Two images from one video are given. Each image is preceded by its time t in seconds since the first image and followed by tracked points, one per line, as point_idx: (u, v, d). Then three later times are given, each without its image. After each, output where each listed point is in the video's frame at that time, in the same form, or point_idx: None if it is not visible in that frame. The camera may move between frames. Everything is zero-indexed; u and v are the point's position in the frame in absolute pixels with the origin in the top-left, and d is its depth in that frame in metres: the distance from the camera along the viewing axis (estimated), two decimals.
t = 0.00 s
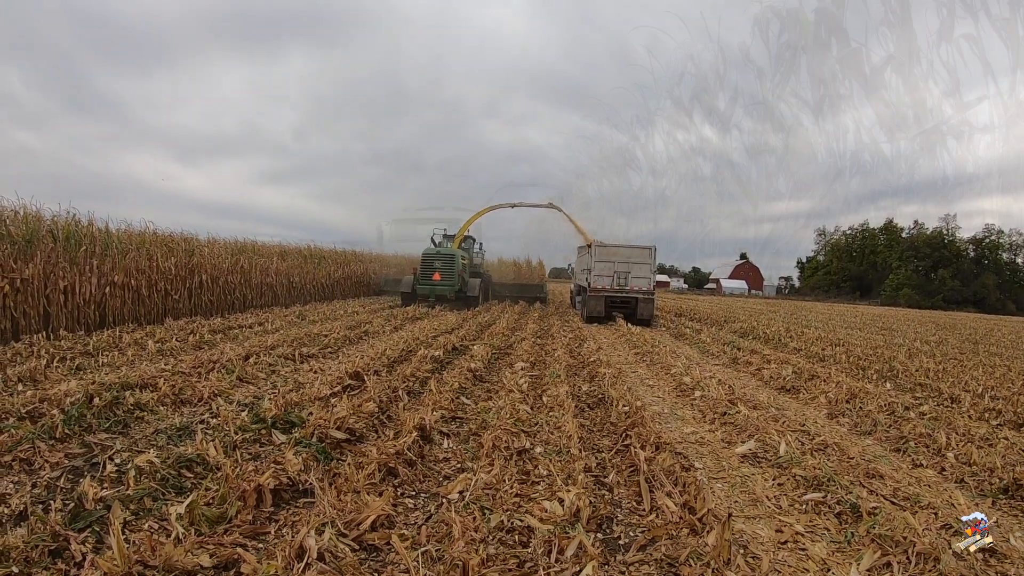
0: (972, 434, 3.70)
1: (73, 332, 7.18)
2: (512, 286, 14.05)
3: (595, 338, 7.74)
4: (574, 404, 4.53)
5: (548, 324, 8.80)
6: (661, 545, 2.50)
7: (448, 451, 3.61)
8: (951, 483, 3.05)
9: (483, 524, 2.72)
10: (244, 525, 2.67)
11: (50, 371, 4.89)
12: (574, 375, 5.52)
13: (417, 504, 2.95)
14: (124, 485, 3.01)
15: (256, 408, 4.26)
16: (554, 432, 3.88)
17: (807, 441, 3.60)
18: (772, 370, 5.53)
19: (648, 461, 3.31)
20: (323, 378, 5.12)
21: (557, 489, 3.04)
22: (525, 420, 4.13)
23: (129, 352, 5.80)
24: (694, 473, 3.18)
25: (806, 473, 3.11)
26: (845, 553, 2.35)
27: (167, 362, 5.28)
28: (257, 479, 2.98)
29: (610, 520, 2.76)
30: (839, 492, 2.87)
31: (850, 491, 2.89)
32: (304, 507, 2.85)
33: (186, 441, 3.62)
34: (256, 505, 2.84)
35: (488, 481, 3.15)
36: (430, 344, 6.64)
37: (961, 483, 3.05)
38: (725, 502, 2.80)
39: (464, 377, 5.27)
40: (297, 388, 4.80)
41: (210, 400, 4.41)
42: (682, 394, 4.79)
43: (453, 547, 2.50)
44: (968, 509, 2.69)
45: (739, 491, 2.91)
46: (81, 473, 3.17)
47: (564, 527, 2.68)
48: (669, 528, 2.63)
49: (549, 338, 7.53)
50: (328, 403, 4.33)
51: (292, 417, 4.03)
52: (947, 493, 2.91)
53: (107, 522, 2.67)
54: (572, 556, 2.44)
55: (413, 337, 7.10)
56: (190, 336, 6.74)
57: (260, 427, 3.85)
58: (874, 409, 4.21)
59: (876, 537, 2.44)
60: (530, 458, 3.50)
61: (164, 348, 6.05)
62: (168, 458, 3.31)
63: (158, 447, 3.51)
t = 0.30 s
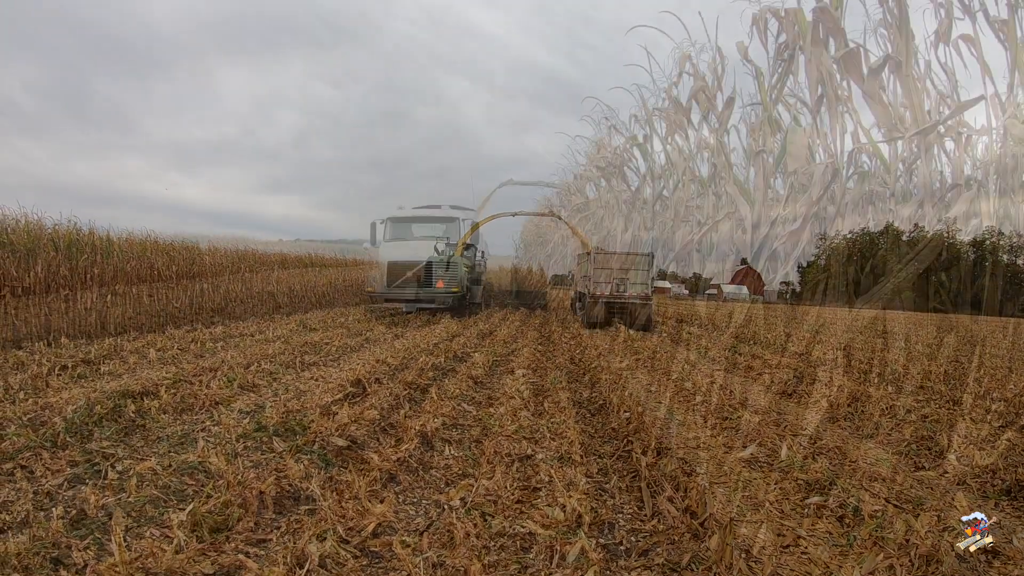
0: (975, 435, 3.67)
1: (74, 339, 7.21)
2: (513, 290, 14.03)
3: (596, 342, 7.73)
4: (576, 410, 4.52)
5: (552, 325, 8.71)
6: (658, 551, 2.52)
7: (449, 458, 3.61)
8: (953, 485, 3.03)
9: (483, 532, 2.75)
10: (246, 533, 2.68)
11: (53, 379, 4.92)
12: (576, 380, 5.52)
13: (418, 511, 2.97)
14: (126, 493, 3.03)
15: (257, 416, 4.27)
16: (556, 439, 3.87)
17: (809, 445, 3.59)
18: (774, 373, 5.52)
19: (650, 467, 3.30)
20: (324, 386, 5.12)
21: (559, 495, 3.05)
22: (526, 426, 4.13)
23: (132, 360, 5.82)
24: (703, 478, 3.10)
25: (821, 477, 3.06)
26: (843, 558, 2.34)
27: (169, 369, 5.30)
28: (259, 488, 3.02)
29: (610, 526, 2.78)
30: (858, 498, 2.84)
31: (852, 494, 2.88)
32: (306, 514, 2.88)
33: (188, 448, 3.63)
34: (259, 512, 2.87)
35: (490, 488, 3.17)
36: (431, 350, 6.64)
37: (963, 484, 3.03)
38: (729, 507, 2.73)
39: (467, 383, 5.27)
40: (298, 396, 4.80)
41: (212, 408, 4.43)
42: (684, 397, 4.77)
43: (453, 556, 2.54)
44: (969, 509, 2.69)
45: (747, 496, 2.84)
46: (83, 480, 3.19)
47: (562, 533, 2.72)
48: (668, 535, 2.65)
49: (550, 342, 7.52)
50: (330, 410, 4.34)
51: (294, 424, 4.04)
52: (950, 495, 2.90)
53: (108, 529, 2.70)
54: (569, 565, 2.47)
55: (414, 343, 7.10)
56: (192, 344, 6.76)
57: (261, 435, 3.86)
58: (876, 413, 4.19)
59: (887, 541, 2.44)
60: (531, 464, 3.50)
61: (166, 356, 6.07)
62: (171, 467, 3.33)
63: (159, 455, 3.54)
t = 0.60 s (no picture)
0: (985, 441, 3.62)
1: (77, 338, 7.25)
2: (511, 288, 14.00)
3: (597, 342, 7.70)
4: (572, 416, 4.49)
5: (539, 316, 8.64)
6: (651, 550, 2.72)
7: (446, 456, 3.58)
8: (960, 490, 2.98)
9: (483, 533, 2.81)
10: (245, 535, 2.68)
11: (50, 379, 4.91)
12: (574, 380, 5.48)
13: (414, 512, 2.95)
14: (126, 494, 3.05)
15: (254, 417, 4.24)
16: (558, 443, 3.86)
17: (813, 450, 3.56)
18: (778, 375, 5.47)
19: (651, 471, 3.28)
20: (320, 387, 5.09)
21: (559, 498, 3.10)
22: (524, 427, 4.10)
23: (134, 360, 5.83)
24: (673, 444, 2.78)
25: (898, 462, 1.61)
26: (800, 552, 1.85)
27: (166, 369, 5.28)
28: (260, 493, 3.03)
29: (607, 525, 2.88)
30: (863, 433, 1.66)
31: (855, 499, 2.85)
32: (305, 512, 2.88)
33: (190, 450, 3.64)
34: (259, 509, 2.90)
35: (492, 492, 3.21)
36: (428, 349, 6.61)
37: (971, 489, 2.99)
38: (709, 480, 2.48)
39: (464, 383, 5.23)
40: (295, 397, 4.77)
41: (209, 409, 4.40)
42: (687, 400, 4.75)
43: (451, 557, 2.58)
44: None
45: (707, 443, 2.45)
46: (84, 479, 3.20)
47: (562, 535, 2.77)
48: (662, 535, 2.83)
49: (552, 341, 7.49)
50: (326, 411, 4.30)
51: (290, 425, 4.01)
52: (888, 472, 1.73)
53: (106, 530, 2.71)
54: (568, 566, 2.53)
55: (411, 343, 7.07)
56: (189, 342, 6.75)
57: (258, 437, 3.84)
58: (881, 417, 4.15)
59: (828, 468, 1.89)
60: (532, 468, 3.50)
61: (167, 354, 6.08)
62: (170, 469, 3.34)
63: (155, 457, 3.52)
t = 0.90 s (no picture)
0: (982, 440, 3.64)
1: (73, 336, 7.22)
2: (510, 287, 14.01)
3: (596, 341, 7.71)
4: (570, 416, 4.49)
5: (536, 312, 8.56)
6: (650, 550, 2.75)
7: (444, 454, 3.57)
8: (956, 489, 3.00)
9: (482, 532, 2.82)
10: (243, 533, 2.69)
11: (48, 377, 4.89)
12: (572, 379, 5.48)
13: (413, 510, 2.95)
14: (124, 493, 3.05)
15: (252, 416, 4.24)
16: (555, 441, 3.87)
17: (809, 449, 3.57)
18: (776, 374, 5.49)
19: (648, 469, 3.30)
20: (318, 386, 5.07)
21: (556, 496, 3.11)
22: (522, 426, 4.09)
23: (130, 358, 5.82)
24: (670, 443, 2.75)
25: (897, 460, 1.59)
26: (799, 552, 1.84)
27: (164, 367, 5.26)
28: (258, 493, 3.04)
29: (605, 524, 2.89)
30: (863, 432, 1.64)
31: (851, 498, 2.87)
32: (304, 510, 2.87)
33: (188, 448, 3.64)
34: (258, 508, 2.90)
35: (490, 492, 3.22)
36: (426, 348, 6.59)
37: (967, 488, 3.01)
38: (707, 479, 2.48)
39: (462, 382, 5.22)
40: (293, 396, 4.76)
41: (207, 408, 4.39)
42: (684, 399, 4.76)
43: (449, 556, 2.58)
44: None
45: (706, 442, 2.45)
46: (81, 477, 3.19)
47: (560, 534, 2.77)
48: (661, 535, 2.86)
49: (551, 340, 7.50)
50: (324, 410, 4.29)
51: (288, 424, 4.00)
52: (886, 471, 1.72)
53: (105, 529, 2.71)
54: (566, 564, 2.53)
55: (410, 342, 7.05)
56: (187, 341, 6.73)
57: (256, 436, 3.83)
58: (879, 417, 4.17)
59: (826, 467, 1.88)
60: (530, 466, 3.50)
61: (164, 353, 6.06)
62: (168, 468, 3.34)
63: (153, 456, 3.52)
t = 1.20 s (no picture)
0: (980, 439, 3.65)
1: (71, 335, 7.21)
2: (509, 286, 14.02)
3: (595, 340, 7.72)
4: (569, 415, 4.49)
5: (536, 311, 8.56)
6: (649, 549, 2.75)
7: (444, 453, 3.57)
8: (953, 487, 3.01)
9: (481, 531, 2.82)
10: (241, 533, 2.69)
11: (46, 376, 4.89)
12: (571, 378, 5.48)
13: (412, 509, 2.95)
14: (122, 492, 3.04)
15: (251, 415, 4.23)
16: (554, 440, 3.87)
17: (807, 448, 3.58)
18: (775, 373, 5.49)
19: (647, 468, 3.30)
20: (317, 385, 5.08)
21: (556, 495, 3.11)
22: (521, 425, 4.09)
23: (129, 357, 5.81)
24: (669, 442, 2.75)
25: (896, 460, 1.59)
26: (798, 552, 1.84)
27: (163, 366, 5.26)
28: (257, 493, 3.03)
29: (603, 523, 2.89)
30: (863, 432, 1.64)
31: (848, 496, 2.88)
32: (303, 510, 2.86)
33: (187, 447, 3.63)
34: (256, 507, 2.90)
35: (489, 491, 3.22)
36: (425, 347, 6.59)
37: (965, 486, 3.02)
38: (706, 478, 2.48)
39: (461, 381, 5.22)
40: (292, 395, 4.76)
41: (205, 407, 4.39)
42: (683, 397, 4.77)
43: (448, 555, 2.57)
44: None
45: (705, 441, 2.45)
46: (79, 476, 3.19)
47: (559, 533, 2.77)
48: (659, 533, 2.86)
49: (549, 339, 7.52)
50: (323, 409, 4.29)
51: (287, 423, 3.99)
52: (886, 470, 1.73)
53: (103, 528, 2.71)
54: (565, 563, 2.53)
55: (408, 341, 7.05)
56: (186, 340, 6.72)
57: (255, 435, 3.83)
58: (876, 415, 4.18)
59: (825, 466, 1.88)
60: (529, 465, 3.51)
61: (162, 352, 6.05)
62: (167, 467, 3.34)
63: (152, 455, 3.52)
